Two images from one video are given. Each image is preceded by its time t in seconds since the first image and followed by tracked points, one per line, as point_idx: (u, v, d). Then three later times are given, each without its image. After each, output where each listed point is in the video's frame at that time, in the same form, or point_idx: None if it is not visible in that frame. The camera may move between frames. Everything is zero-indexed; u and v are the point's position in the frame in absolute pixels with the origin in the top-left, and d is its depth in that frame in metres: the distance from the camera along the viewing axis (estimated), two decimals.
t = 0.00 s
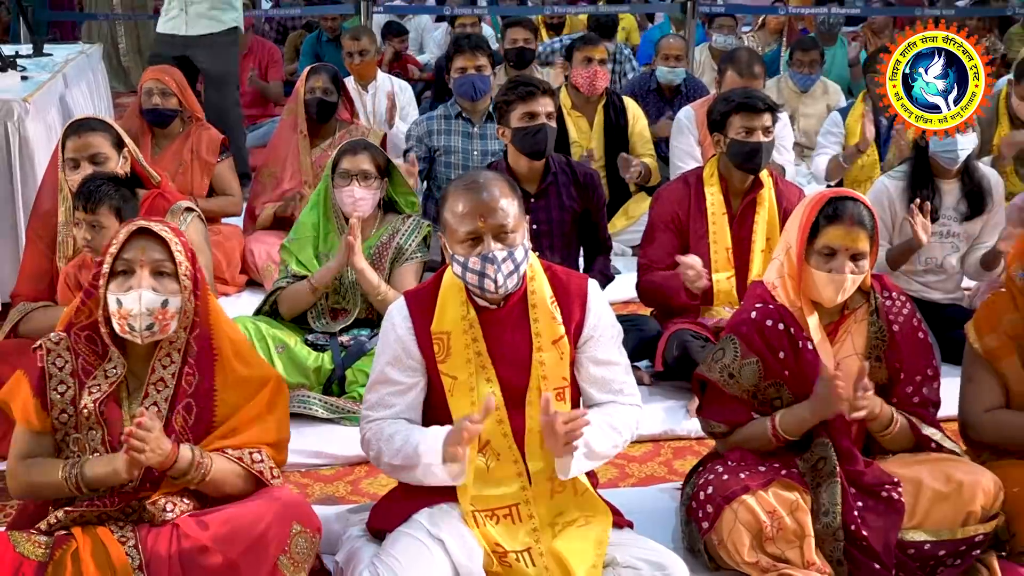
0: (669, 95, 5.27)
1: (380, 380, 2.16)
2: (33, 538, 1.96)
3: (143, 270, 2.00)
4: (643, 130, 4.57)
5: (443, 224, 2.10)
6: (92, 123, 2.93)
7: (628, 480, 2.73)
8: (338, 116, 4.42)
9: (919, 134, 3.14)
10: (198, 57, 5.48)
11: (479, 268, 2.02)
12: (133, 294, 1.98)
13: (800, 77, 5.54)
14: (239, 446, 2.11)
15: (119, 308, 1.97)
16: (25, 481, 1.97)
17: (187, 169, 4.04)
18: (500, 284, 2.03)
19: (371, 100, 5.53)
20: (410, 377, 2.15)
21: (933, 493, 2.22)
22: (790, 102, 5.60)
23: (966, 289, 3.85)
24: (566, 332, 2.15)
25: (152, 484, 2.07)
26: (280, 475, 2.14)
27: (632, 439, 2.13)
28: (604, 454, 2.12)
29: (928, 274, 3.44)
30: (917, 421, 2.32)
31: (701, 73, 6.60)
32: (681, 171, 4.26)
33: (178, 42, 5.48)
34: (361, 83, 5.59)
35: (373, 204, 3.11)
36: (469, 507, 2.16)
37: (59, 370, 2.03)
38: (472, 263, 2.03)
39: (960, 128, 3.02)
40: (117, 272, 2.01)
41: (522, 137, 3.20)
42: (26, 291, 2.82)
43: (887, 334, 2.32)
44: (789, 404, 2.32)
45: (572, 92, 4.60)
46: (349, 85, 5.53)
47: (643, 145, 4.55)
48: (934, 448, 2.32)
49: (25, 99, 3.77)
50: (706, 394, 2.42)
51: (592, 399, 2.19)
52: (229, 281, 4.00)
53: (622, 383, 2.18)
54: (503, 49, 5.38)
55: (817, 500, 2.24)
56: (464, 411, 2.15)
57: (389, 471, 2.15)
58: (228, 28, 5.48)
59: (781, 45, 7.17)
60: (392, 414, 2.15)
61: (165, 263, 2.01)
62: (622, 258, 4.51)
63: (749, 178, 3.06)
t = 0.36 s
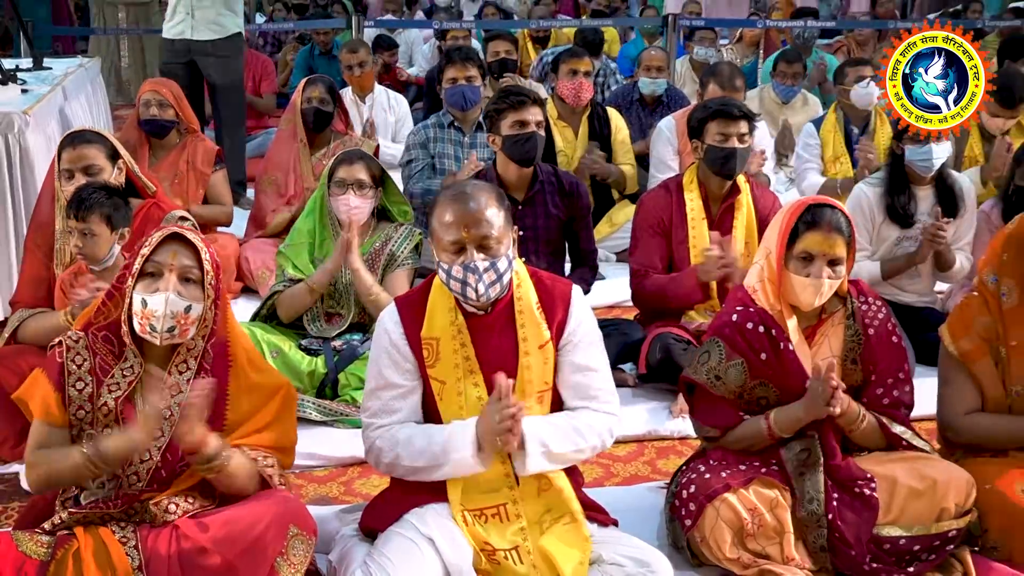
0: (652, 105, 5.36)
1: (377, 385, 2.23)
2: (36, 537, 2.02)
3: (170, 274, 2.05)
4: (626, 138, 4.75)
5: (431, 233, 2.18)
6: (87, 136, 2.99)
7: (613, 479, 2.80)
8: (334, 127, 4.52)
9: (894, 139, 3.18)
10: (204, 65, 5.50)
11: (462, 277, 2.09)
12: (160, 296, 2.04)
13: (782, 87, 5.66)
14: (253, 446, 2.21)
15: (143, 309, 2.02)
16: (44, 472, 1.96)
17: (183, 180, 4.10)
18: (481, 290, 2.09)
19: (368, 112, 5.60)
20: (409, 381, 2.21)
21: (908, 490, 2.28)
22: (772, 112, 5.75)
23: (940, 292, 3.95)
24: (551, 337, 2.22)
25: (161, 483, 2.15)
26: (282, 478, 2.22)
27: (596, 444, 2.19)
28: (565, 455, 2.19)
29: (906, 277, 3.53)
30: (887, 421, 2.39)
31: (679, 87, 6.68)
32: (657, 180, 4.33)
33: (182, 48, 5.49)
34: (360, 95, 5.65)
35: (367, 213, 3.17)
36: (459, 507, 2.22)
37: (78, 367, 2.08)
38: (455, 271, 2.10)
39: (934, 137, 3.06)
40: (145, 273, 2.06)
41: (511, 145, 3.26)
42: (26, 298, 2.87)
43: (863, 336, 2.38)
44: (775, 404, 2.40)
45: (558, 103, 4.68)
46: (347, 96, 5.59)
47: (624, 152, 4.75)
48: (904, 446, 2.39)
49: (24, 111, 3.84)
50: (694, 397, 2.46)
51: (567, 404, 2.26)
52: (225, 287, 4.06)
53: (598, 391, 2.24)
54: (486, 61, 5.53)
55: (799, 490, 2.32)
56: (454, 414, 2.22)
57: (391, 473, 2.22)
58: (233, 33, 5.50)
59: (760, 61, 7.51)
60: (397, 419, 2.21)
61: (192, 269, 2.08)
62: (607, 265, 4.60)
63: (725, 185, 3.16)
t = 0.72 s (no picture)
0: (633, 116, 5.44)
1: (368, 389, 2.29)
2: (35, 540, 2.07)
3: (151, 283, 2.11)
4: (609, 149, 4.79)
5: (422, 242, 2.24)
6: (82, 149, 3.06)
7: (597, 479, 2.88)
8: (324, 138, 4.55)
9: (864, 150, 3.37)
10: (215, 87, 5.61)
11: (455, 286, 2.17)
12: (143, 305, 2.09)
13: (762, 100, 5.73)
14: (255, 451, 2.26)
15: (129, 318, 2.09)
16: (25, 478, 2.04)
17: (178, 190, 4.18)
18: (474, 296, 2.18)
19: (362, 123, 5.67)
20: (399, 385, 2.28)
21: (883, 488, 2.35)
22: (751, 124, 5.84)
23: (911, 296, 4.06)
24: (536, 341, 2.29)
25: (155, 486, 2.19)
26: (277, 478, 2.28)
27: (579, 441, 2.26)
28: (548, 447, 2.26)
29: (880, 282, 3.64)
30: (868, 421, 2.47)
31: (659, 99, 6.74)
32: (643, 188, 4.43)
33: (195, 72, 5.56)
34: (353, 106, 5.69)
35: (359, 222, 3.25)
36: (449, 507, 2.28)
37: (68, 376, 2.14)
38: (447, 280, 2.18)
39: (903, 144, 3.26)
40: (127, 284, 2.11)
41: (500, 156, 3.35)
42: (25, 306, 2.94)
43: (840, 340, 2.46)
44: (754, 405, 2.45)
45: (543, 115, 4.77)
46: (340, 108, 5.64)
47: (608, 163, 4.77)
48: (884, 447, 2.47)
49: (24, 124, 3.92)
50: (676, 398, 2.55)
51: (554, 403, 2.33)
52: (220, 295, 4.12)
53: (586, 392, 2.32)
54: (485, 73, 5.51)
55: (776, 491, 2.39)
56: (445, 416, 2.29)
57: (382, 471, 2.29)
58: (245, 62, 5.65)
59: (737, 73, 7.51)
60: (388, 421, 2.28)
61: (173, 277, 2.12)
62: (591, 271, 4.70)
63: (704, 193, 3.25)
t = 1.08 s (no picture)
0: (617, 128, 5.53)
1: (357, 394, 2.36)
2: (33, 544, 2.14)
3: (104, 290, 2.15)
4: (595, 160, 4.91)
5: (418, 247, 2.31)
6: (83, 160, 3.12)
7: (584, 480, 2.96)
8: (314, 150, 4.63)
9: (833, 162, 3.52)
10: (200, 93, 5.70)
11: (443, 291, 2.25)
12: (98, 313, 2.12)
13: (739, 112, 5.85)
14: (214, 453, 2.30)
15: (87, 328, 2.13)
16: (20, 498, 2.16)
17: (175, 202, 4.25)
18: (459, 304, 2.25)
19: (354, 137, 5.74)
20: (386, 390, 2.35)
21: (860, 487, 2.43)
22: (728, 135, 5.93)
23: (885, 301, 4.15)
24: (524, 347, 2.36)
25: (141, 488, 2.25)
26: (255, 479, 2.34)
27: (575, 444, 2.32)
28: (547, 455, 2.32)
29: (853, 288, 3.74)
30: (844, 423, 2.54)
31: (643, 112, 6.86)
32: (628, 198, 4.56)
33: (183, 76, 5.66)
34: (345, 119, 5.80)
35: (349, 231, 3.33)
36: (438, 509, 2.36)
37: (42, 394, 2.21)
38: (437, 286, 2.25)
39: (870, 154, 3.42)
40: (82, 295, 2.16)
41: (478, 168, 3.45)
42: (27, 314, 2.99)
43: (818, 344, 2.53)
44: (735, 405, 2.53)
45: (530, 125, 4.85)
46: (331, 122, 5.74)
47: (593, 175, 4.88)
48: (861, 447, 2.55)
49: (24, 137, 4.00)
50: (659, 400, 2.63)
51: (546, 407, 2.40)
52: (215, 302, 4.20)
53: (574, 395, 2.39)
54: (481, 85, 5.61)
55: (755, 495, 2.46)
56: (434, 419, 2.36)
57: (368, 475, 2.36)
58: (230, 67, 5.72)
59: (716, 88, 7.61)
60: (373, 425, 2.35)
61: (124, 282, 2.16)
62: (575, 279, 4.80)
63: (684, 203, 3.34)
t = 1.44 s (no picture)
0: (604, 141, 5.62)
1: (353, 398, 2.42)
2: (35, 549, 2.17)
3: (49, 313, 2.15)
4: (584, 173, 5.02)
5: (417, 254, 2.38)
6: (89, 171, 3.19)
7: (572, 483, 3.04)
8: (307, 162, 4.71)
9: (812, 174, 3.65)
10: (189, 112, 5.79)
11: (437, 297, 2.32)
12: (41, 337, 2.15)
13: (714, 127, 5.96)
14: (219, 448, 2.33)
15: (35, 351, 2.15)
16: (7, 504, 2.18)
17: (175, 214, 4.33)
18: (449, 311, 2.33)
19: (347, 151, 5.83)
20: (382, 394, 2.42)
21: (840, 490, 2.49)
22: (706, 147, 6.01)
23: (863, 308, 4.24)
24: (515, 354, 2.43)
25: (134, 493, 2.28)
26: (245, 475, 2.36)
27: (565, 444, 2.39)
28: (538, 458, 2.38)
29: (831, 296, 3.85)
30: (839, 421, 2.59)
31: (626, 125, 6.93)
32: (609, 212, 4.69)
33: (170, 99, 5.75)
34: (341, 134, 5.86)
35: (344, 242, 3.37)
36: (431, 511, 2.42)
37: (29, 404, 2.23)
38: (432, 291, 2.33)
39: (847, 167, 3.54)
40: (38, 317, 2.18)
41: (469, 180, 3.55)
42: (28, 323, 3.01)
43: (800, 350, 2.62)
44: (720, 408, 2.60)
45: (522, 137, 4.93)
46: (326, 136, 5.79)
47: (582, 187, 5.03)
48: (851, 446, 2.60)
49: (26, 150, 4.09)
50: (648, 406, 2.70)
51: (535, 412, 2.48)
52: (213, 311, 4.28)
53: (561, 402, 2.46)
54: (466, 100, 5.71)
55: (739, 499, 2.52)
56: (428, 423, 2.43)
57: (363, 477, 2.41)
58: (215, 86, 5.80)
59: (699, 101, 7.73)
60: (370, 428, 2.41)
61: (64, 303, 2.14)
62: (565, 288, 4.88)
63: (671, 212, 3.42)
